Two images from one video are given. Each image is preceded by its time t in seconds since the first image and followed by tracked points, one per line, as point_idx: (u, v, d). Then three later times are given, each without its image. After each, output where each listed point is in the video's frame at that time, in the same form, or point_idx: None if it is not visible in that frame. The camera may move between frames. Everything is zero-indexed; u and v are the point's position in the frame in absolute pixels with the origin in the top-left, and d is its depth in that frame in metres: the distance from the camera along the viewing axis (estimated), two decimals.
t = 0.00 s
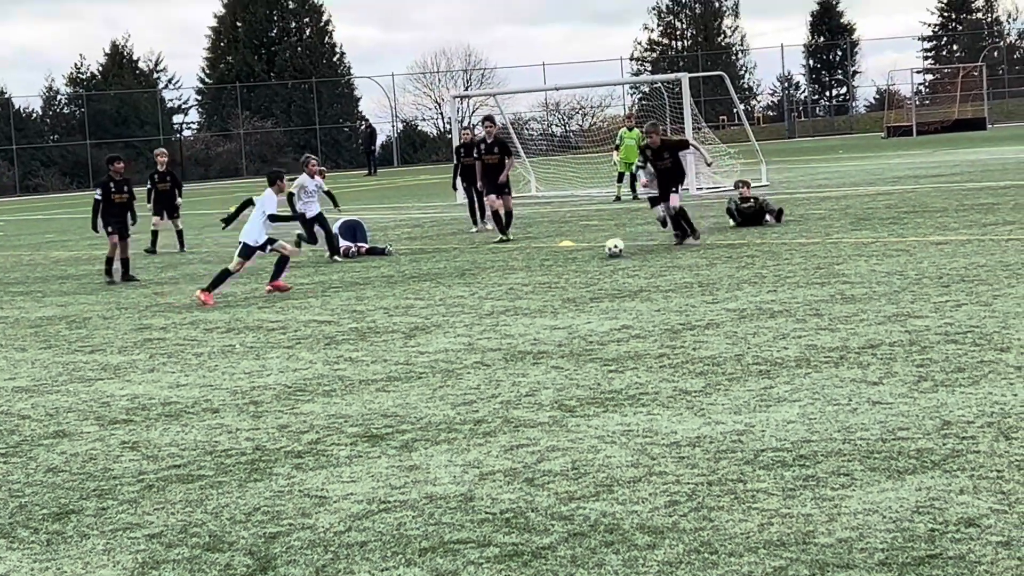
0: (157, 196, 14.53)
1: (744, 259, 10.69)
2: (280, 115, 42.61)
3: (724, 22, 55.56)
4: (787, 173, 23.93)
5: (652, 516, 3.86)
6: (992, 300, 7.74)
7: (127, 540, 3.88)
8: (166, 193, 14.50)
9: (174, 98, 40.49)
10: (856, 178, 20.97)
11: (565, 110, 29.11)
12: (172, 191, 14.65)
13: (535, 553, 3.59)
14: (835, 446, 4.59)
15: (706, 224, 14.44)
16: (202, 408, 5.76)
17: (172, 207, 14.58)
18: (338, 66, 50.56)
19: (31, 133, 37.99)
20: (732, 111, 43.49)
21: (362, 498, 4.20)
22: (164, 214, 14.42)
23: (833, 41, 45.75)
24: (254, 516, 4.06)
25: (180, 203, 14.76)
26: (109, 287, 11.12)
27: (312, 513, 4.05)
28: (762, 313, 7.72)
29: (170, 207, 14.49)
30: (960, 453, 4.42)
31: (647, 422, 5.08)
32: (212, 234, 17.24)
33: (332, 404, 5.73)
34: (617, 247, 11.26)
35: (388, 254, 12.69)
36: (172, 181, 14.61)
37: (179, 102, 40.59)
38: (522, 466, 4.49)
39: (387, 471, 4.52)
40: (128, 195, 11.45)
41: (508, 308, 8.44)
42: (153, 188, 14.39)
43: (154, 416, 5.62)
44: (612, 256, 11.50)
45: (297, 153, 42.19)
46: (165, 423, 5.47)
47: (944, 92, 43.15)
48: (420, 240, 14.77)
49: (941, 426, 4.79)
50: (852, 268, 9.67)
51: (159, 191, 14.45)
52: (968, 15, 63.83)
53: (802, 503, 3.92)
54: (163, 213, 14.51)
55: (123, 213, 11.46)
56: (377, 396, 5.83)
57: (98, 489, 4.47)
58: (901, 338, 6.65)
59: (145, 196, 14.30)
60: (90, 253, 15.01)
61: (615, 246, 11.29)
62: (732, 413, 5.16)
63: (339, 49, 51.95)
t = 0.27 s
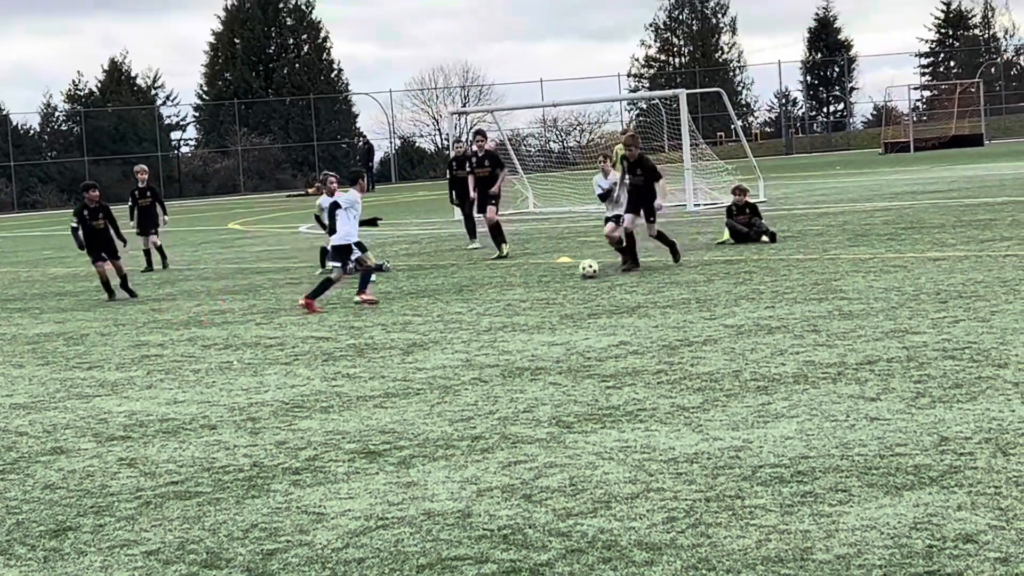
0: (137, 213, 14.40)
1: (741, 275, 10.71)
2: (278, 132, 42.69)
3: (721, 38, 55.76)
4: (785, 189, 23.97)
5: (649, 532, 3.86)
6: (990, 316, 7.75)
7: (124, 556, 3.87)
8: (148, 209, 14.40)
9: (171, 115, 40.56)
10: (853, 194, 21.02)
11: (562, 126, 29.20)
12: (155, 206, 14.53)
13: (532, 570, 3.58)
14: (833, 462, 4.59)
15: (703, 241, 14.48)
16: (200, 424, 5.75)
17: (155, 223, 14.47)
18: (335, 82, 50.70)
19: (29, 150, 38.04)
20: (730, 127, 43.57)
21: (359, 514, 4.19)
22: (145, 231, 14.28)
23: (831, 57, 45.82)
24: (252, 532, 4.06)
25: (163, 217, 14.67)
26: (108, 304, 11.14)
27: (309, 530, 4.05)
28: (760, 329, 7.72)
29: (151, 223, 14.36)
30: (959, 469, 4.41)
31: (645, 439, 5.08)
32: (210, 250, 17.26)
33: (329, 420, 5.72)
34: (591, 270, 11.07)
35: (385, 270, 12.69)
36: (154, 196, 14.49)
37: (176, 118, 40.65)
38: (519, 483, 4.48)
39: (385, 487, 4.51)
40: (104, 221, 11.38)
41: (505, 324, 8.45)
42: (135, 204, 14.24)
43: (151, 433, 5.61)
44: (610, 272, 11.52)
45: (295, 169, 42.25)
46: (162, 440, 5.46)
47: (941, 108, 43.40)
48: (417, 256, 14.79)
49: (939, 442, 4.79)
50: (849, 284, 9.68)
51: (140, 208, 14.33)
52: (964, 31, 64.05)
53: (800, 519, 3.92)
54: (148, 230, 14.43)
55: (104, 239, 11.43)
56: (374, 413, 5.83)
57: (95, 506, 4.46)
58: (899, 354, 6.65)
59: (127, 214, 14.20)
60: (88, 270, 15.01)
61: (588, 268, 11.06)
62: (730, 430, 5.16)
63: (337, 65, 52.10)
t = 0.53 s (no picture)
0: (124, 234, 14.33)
1: (742, 292, 10.74)
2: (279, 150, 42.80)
3: (722, 57, 55.93)
4: (786, 207, 24.03)
5: (651, 551, 3.86)
6: (991, 334, 7.75)
7: None
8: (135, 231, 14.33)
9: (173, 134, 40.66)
10: (854, 212, 21.06)
11: (563, 144, 29.28)
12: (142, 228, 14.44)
13: None
14: (835, 480, 4.59)
15: (705, 258, 14.52)
16: (201, 443, 5.75)
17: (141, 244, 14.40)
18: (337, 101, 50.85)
19: (30, 168, 38.11)
20: (730, 145, 43.66)
21: (360, 533, 4.19)
22: (131, 250, 14.15)
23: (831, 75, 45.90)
24: (253, 550, 4.05)
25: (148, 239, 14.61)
26: (109, 322, 11.14)
27: (310, 548, 4.04)
28: (761, 347, 7.73)
29: (136, 244, 14.20)
30: (960, 487, 4.41)
31: (647, 457, 5.08)
32: (211, 268, 17.28)
33: (330, 438, 5.72)
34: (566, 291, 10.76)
35: (386, 288, 12.72)
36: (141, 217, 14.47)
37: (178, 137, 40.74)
38: (521, 500, 4.48)
39: (386, 506, 4.51)
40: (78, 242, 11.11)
41: (506, 342, 8.46)
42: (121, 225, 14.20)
43: (152, 451, 5.61)
44: (611, 290, 11.52)
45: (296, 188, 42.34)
46: (163, 459, 5.46)
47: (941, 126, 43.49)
48: (418, 274, 14.82)
49: (940, 460, 4.79)
50: (851, 302, 9.70)
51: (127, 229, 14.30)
52: (964, 49, 64.22)
53: (801, 537, 3.92)
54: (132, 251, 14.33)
55: (74, 260, 11.08)
56: (375, 431, 5.82)
57: (96, 524, 4.46)
58: (900, 372, 6.65)
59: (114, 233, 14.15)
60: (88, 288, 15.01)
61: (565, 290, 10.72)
62: (731, 448, 5.16)
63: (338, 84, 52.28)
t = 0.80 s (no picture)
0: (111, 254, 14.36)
1: (744, 311, 10.74)
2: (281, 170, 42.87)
3: (723, 76, 56.09)
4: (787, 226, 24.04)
5: (653, 571, 3.85)
6: (992, 353, 7.74)
7: None
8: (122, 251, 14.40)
9: (175, 153, 40.74)
10: (855, 231, 21.07)
11: (564, 163, 29.33)
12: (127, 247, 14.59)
13: None
14: (837, 499, 4.58)
15: (706, 278, 14.52)
16: (202, 462, 5.75)
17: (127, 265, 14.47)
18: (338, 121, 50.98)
19: (32, 188, 38.17)
20: (731, 165, 43.73)
21: (362, 552, 4.18)
22: (120, 272, 14.25)
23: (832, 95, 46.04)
24: (254, 570, 4.05)
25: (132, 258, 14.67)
26: (111, 342, 11.14)
27: (312, 568, 4.04)
28: (762, 366, 7.72)
29: (127, 263, 14.32)
30: (963, 506, 4.41)
31: (648, 476, 5.07)
32: (211, 288, 17.28)
33: (332, 457, 5.72)
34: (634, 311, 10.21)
35: (387, 308, 12.72)
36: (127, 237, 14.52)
37: (179, 156, 40.82)
38: (522, 520, 4.48)
39: (387, 525, 4.50)
40: (32, 261, 10.53)
41: (508, 362, 8.45)
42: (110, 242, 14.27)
43: (153, 470, 5.61)
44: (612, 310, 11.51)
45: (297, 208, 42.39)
46: (164, 478, 5.46)
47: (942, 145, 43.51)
48: (420, 293, 14.82)
49: (942, 479, 4.78)
50: (853, 321, 9.70)
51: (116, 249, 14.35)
52: (965, 69, 64.37)
53: (803, 556, 3.91)
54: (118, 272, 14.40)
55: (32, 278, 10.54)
56: (376, 450, 5.82)
57: (97, 543, 4.46)
58: (902, 391, 6.64)
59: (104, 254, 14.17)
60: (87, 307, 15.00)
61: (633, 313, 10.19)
62: (733, 467, 5.16)
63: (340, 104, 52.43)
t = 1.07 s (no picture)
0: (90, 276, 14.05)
1: (741, 330, 10.75)
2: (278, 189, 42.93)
3: (719, 95, 56.28)
4: (784, 245, 24.08)
5: None
6: (990, 372, 7.74)
7: None
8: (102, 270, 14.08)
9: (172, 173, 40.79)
10: (853, 250, 21.12)
11: (561, 183, 29.38)
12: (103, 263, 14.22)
13: None
14: (834, 518, 4.59)
15: (704, 296, 14.53)
16: (199, 482, 5.74)
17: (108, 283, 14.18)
18: (335, 140, 51.09)
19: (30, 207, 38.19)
20: (729, 184, 43.83)
21: (359, 572, 4.18)
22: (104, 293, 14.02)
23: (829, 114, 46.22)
24: None
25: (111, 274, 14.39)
26: (107, 361, 11.13)
27: None
28: (759, 385, 7.73)
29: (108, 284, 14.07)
30: (960, 525, 4.41)
31: (645, 495, 5.06)
32: (208, 307, 17.28)
33: (328, 477, 5.71)
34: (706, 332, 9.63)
35: (386, 327, 12.78)
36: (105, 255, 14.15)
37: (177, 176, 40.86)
38: (519, 539, 4.47)
39: (384, 544, 4.50)
40: None
41: (505, 381, 8.45)
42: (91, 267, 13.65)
43: (150, 490, 5.60)
44: (610, 329, 11.51)
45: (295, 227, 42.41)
46: (161, 498, 5.46)
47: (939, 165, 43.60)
48: (417, 312, 14.82)
49: (939, 498, 4.78)
50: (850, 339, 9.71)
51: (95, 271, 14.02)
52: (962, 88, 64.59)
53: None
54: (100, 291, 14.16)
55: None
56: (373, 469, 5.82)
57: (94, 563, 4.45)
58: (899, 411, 6.64)
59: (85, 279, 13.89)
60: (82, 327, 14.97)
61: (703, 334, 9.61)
62: (730, 486, 5.15)
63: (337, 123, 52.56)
